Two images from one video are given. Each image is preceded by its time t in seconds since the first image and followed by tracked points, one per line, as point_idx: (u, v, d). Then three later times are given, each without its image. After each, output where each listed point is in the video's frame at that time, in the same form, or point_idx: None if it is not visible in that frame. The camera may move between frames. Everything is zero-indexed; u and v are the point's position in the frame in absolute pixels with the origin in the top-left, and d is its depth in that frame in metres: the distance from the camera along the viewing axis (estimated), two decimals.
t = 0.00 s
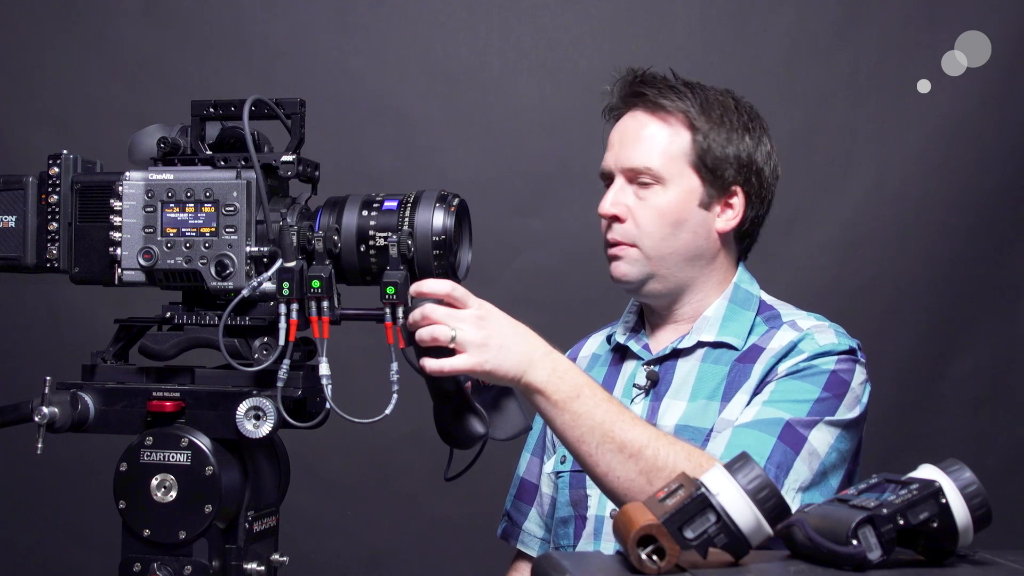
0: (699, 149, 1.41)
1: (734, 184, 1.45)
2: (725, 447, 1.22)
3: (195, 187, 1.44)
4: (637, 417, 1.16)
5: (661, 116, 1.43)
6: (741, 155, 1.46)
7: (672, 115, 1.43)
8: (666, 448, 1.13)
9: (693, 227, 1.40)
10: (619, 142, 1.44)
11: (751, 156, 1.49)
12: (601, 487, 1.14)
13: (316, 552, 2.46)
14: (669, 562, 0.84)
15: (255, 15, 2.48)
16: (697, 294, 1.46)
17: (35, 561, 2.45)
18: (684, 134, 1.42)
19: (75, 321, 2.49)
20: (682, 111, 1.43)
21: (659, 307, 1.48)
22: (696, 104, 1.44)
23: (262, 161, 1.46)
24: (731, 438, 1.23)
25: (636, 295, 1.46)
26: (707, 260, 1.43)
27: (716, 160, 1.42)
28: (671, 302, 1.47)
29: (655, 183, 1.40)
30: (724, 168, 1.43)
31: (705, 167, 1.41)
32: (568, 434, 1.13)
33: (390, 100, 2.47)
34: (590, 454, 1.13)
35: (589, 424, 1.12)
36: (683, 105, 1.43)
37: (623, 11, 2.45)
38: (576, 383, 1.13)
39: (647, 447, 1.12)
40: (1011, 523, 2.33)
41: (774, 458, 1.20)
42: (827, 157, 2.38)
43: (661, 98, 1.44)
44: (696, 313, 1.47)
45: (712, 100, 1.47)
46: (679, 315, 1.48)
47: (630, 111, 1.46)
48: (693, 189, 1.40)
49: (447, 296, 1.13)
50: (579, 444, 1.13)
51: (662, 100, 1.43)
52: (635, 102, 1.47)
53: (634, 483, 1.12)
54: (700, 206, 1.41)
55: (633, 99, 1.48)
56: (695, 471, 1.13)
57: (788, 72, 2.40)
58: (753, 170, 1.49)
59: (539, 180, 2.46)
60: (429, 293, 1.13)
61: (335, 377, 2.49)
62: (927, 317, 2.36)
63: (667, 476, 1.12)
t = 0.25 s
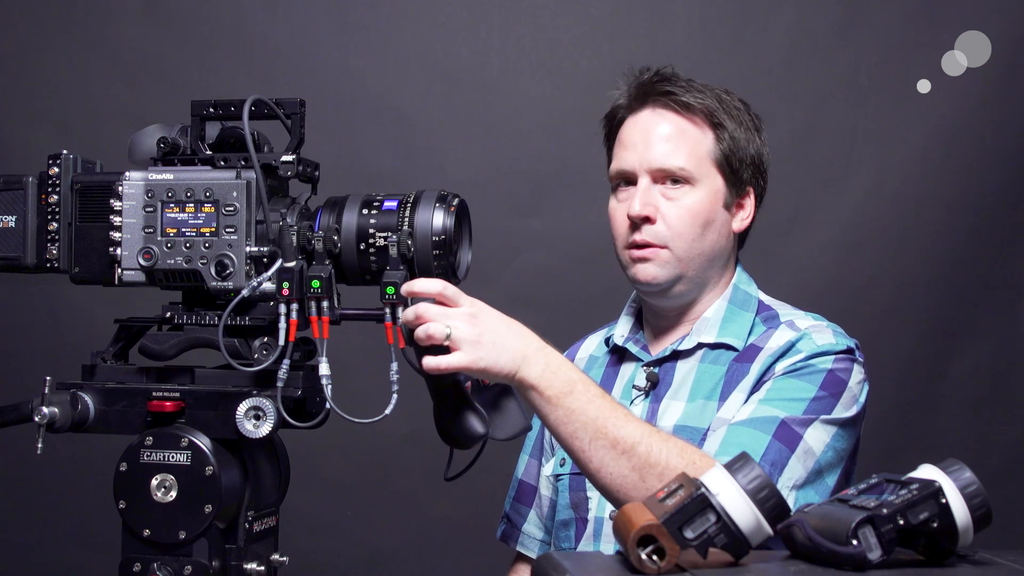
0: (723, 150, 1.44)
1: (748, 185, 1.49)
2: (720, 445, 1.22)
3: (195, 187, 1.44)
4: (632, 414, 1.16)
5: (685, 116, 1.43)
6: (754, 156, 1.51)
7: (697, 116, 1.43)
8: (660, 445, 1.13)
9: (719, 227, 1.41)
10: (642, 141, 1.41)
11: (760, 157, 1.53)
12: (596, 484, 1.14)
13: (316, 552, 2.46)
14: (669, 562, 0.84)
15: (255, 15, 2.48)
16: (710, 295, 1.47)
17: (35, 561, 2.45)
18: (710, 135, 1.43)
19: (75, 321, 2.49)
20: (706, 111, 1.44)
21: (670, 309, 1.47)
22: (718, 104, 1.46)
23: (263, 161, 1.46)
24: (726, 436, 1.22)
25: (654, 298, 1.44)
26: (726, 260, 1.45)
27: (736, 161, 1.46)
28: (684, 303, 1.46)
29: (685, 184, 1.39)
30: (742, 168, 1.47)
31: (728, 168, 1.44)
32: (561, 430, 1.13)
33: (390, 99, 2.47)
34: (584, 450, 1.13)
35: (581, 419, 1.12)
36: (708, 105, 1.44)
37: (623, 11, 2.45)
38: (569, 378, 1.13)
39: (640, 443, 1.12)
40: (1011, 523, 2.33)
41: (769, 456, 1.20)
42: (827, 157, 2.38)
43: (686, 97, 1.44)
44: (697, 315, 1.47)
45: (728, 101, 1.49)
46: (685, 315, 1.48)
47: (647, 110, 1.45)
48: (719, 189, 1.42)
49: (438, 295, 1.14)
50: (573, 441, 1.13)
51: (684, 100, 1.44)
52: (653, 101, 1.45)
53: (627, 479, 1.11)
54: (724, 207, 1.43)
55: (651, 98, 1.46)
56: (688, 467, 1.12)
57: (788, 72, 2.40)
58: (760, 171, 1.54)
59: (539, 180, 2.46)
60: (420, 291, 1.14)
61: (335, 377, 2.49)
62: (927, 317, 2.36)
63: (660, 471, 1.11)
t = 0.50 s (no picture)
0: (730, 154, 1.45)
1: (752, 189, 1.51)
2: (720, 444, 1.22)
3: (196, 187, 1.44)
4: (633, 413, 1.16)
5: (694, 119, 1.43)
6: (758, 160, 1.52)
7: (706, 119, 1.44)
8: (661, 444, 1.13)
9: (725, 230, 1.42)
10: (653, 143, 1.41)
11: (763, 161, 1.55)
12: (597, 482, 1.14)
13: (316, 552, 2.47)
14: (669, 562, 0.84)
15: (255, 15, 2.48)
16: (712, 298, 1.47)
17: (35, 560, 2.45)
18: (719, 139, 1.44)
19: (75, 321, 2.49)
20: (716, 114, 1.44)
21: (671, 312, 1.47)
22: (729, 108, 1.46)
23: (263, 161, 1.46)
24: (726, 436, 1.22)
25: (658, 300, 1.44)
26: (729, 263, 1.46)
27: (743, 164, 1.47)
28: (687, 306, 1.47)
29: (694, 187, 1.40)
30: (748, 173, 1.48)
31: (734, 172, 1.45)
32: (562, 428, 1.13)
33: (390, 99, 2.47)
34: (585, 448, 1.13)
35: (582, 417, 1.13)
36: (720, 109, 1.44)
37: (624, 11, 2.45)
38: (570, 376, 1.13)
39: (641, 441, 1.12)
40: (1011, 523, 2.33)
41: (770, 456, 1.20)
42: (827, 157, 2.38)
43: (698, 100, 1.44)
44: (697, 316, 1.47)
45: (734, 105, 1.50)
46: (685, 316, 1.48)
47: (656, 112, 1.45)
48: (726, 192, 1.42)
49: (439, 294, 1.14)
50: (574, 439, 1.13)
51: (694, 103, 1.44)
52: (662, 103, 1.45)
53: (628, 477, 1.12)
54: (730, 210, 1.43)
55: (662, 99, 1.46)
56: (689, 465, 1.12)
57: (788, 72, 2.40)
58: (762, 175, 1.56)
59: (539, 180, 2.46)
60: (421, 291, 1.15)
61: (335, 377, 2.49)
62: (928, 317, 2.36)
63: (662, 470, 1.11)
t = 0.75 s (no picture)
0: (723, 153, 1.42)
1: (751, 187, 1.47)
2: (721, 443, 1.22)
3: (196, 187, 1.44)
4: (633, 411, 1.16)
5: (683, 120, 1.41)
6: (756, 157, 1.48)
7: (695, 119, 1.41)
8: (661, 441, 1.13)
9: (718, 231, 1.40)
10: (642, 146, 1.40)
11: (762, 159, 1.51)
12: (597, 480, 1.14)
13: (316, 551, 2.47)
14: (669, 562, 0.84)
15: (255, 15, 2.48)
16: (711, 299, 1.46)
17: (35, 561, 2.45)
18: (709, 138, 1.41)
19: (75, 321, 2.49)
20: (706, 114, 1.42)
21: (671, 313, 1.47)
22: (718, 107, 1.43)
23: (263, 161, 1.46)
24: (728, 435, 1.22)
25: (654, 302, 1.44)
26: (726, 263, 1.44)
27: (738, 164, 1.43)
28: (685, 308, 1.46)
29: (682, 188, 1.38)
30: (743, 171, 1.44)
31: (728, 172, 1.42)
32: (562, 427, 1.13)
33: (391, 99, 2.47)
34: (585, 447, 1.13)
35: (582, 416, 1.13)
36: (709, 110, 1.42)
37: (624, 11, 2.45)
38: (571, 374, 1.13)
39: (641, 440, 1.12)
40: (1011, 523, 2.33)
41: (771, 455, 1.20)
42: (827, 156, 2.38)
43: (686, 102, 1.42)
44: (698, 317, 1.47)
45: (729, 104, 1.47)
46: (685, 317, 1.48)
47: (647, 114, 1.43)
48: (719, 192, 1.40)
49: (438, 294, 1.14)
50: (574, 437, 1.13)
51: (683, 104, 1.42)
52: (653, 105, 1.44)
53: (628, 475, 1.12)
54: (724, 210, 1.41)
55: (650, 101, 1.44)
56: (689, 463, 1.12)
57: (788, 72, 2.40)
58: (764, 172, 1.52)
59: (540, 180, 2.46)
60: (421, 291, 1.15)
61: (335, 377, 2.49)
62: (928, 316, 2.36)
63: (662, 468, 1.11)
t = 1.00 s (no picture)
0: (702, 153, 1.41)
1: (742, 182, 1.45)
2: (726, 443, 1.23)
3: (196, 187, 1.44)
4: (631, 410, 1.16)
5: (659, 125, 1.42)
6: (746, 152, 1.46)
7: (672, 123, 1.42)
8: (658, 441, 1.13)
9: (704, 231, 1.40)
10: (622, 153, 1.43)
11: (757, 152, 1.48)
12: (595, 480, 1.14)
13: (316, 551, 2.47)
14: (669, 562, 0.84)
15: (255, 15, 2.48)
16: (715, 298, 1.46)
17: (35, 561, 2.45)
18: (685, 140, 1.41)
19: (75, 321, 2.49)
20: (681, 117, 1.42)
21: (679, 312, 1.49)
22: (695, 107, 1.43)
23: (263, 161, 1.46)
24: (733, 435, 1.24)
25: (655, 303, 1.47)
26: (722, 261, 1.43)
27: (720, 161, 1.42)
28: (688, 308, 1.47)
29: (662, 192, 1.40)
30: (729, 167, 1.42)
31: (709, 170, 1.41)
32: (561, 426, 1.13)
33: (391, 99, 2.47)
34: (583, 447, 1.13)
35: (581, 414, 1.13)
36: (683, 112, 1.42)
37: (624, 11, 2.45)
38: (569, 373, 1.14)
39: (639, 439, 1.12)
40: (1011, 523, 2.33)
41: (774, 456, 1.21)
42: (827, 156, 2.38)
43: (660, 107, 1.43)
44: (713, 314, 1.47)
45: (711, 101, 1.46)
46: (696, 316, 1.49)
47: (630, 121, 1.46)
48: (701, 193, 1.40)
49: (434, 295, 1.15)
50: (572, 437, 1.13)
51: (659, 109, 1.43)
52: (633, 112, 1.46)
53: (626, 475, 1.12)
54: (709, 209, 1.41)
55: (628, 108, 1.46)
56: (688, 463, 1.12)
57: (789, 72, 2.40)
58: (760, 165, 1.48)
59: (539, 180, 2.46)
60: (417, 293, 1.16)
61: (335, 377, 2.49)
62: (928, 316, 2.36)
63: (660, 468, 1.11)
